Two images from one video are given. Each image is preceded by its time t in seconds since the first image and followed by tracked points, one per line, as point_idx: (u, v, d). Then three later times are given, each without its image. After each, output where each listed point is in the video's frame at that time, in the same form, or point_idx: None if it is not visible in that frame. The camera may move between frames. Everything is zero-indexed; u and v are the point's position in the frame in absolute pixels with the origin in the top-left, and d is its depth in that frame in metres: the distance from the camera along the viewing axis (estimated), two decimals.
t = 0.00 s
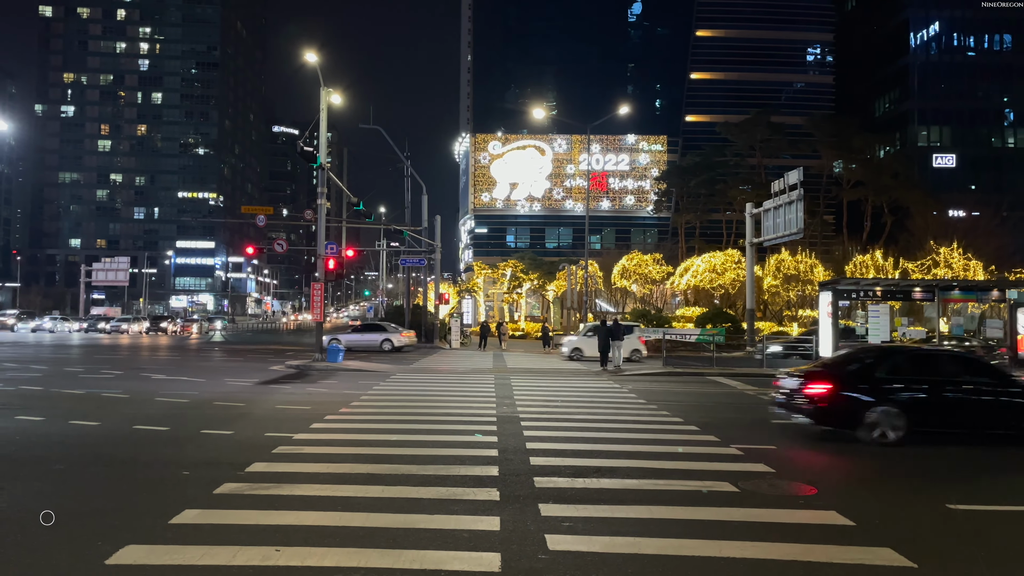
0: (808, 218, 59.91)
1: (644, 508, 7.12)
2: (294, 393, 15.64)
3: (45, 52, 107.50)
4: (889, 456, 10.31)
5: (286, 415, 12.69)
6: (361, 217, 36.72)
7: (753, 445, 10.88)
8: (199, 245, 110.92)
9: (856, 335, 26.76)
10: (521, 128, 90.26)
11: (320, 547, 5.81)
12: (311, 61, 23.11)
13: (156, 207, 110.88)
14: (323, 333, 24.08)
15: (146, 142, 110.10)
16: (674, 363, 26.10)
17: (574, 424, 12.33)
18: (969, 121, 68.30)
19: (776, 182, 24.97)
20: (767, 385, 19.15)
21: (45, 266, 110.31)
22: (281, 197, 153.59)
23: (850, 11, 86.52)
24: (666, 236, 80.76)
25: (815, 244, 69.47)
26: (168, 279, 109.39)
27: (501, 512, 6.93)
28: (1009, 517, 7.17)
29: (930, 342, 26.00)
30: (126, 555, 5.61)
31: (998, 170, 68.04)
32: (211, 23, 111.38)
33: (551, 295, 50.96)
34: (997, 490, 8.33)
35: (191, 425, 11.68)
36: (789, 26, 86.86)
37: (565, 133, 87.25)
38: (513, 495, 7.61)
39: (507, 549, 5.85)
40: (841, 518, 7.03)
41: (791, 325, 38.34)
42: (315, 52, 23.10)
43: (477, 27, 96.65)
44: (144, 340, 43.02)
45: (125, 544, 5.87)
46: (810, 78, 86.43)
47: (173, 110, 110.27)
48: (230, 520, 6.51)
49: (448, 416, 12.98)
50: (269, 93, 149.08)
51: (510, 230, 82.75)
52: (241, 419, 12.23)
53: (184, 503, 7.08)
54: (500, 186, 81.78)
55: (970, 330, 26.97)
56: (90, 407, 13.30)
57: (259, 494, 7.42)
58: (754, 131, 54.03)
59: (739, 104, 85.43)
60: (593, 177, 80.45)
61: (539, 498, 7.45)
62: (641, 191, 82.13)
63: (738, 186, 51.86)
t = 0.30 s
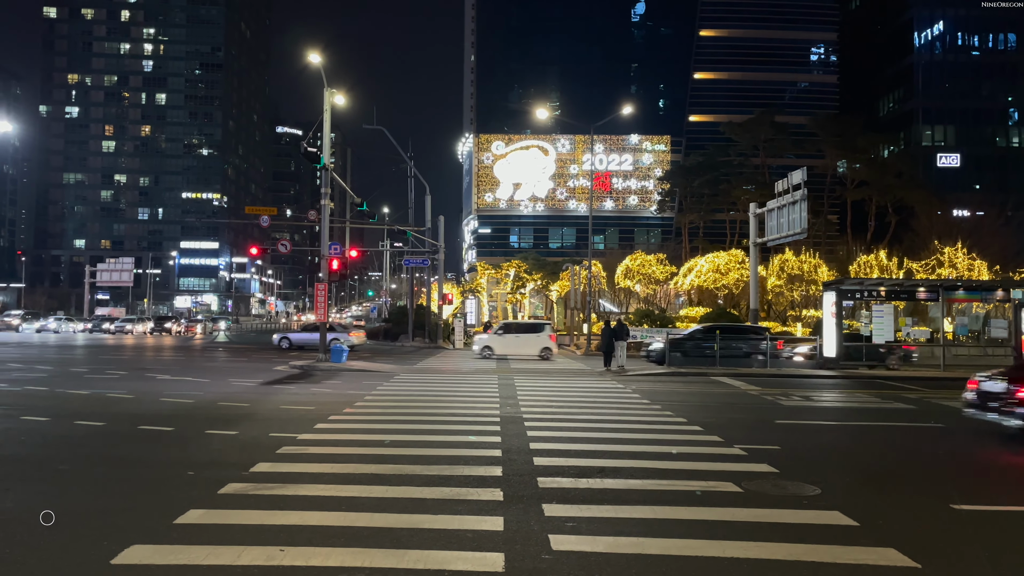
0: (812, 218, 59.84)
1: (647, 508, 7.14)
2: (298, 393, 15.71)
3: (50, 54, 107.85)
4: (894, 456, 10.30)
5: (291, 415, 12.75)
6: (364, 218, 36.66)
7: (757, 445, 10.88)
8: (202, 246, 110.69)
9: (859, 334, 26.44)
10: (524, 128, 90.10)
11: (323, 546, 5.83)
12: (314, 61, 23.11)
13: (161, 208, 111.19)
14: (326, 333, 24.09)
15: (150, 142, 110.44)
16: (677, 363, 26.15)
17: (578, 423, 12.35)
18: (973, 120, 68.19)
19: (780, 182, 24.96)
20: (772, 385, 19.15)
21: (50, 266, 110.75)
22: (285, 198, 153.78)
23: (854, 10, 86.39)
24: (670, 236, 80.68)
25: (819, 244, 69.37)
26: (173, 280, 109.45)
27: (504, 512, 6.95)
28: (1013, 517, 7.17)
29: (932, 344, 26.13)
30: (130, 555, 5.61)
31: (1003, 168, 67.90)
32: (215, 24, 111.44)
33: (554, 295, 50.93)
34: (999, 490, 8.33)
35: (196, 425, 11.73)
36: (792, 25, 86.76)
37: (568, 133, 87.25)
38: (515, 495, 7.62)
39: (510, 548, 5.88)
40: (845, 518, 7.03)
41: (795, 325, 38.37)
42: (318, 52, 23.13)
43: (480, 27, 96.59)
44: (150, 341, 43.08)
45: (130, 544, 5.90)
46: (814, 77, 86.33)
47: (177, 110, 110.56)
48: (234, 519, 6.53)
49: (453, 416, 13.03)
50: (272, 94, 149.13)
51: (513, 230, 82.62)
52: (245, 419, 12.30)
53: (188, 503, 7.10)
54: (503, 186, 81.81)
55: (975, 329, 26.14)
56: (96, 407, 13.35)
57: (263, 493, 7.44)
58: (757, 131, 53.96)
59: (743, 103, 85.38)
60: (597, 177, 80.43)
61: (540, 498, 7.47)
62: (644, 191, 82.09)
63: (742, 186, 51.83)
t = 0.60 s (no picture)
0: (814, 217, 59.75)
1: (650, 508, 7.14)
2: (301, 392, 15.76)
3: (52, 54, 107.80)
4: (896, 456, 10.29)
5: (293, 415, 12.77)
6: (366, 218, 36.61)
7: (759, 446, 10.91)
8: (205, 246, 110.70)
9: (862, 335, 26.59)
10: (526, 128, 89.97)
11: (326, 547, 5.84)
12: (316, 62, 23.14)
13: (163, 208, 111.40)
14: (329, 334, 24.08)
15: (153, 143, 110.68)
16: (680, 363, 26.14)
17: (580, 423, 12.38)
18: (976, 120, 68.15)
19: (783, 182, 24.96)
20: (774, 385, 19.12)
21: (53, 267, 110.95)
22: (287, 198, 153.82)
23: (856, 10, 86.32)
24: (672, 236, 80.65)
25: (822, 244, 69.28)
26: (176, 281, 108.95)
27: (507, 512, 6.96)
28: (1013, 517, 7.19)
29: (936, 344, 26.08)
30: (134, 555, 5.64)
31: (1005, 168, 68.00)
32: (217, 25, 111.51)
33: (557, 296, 50.88)
34: (1002, 490, 8.33)
35: (199, 425, 11.74)
36: (794, 25, 86.70)
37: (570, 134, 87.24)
38: (518, 496, 7.61)
39: (514, 549, 5.89)
40: (847, 518, 7.03)
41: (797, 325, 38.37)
42: (321, 53, 23.16)
43: (482, 27, 96.56)
44: (153, 341, 43.11)
45: (134, 543, 5.91)
46: (816, 76, 86.23)
47: (180, 111, 110.75)
48: (236, 520, 6.56)
49: (456, 415, 13.06)
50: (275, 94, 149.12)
51: (515, 230, 82.58)
52: (247, 420, 12.32)
53: (191, 503, 7.12)
54: (506, 186, 81.80)
55: (978, 329, 26.31)
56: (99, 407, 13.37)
57: (265, 493, 7.46)
58: (759, 131, 53.88)
59: (745, 103, 85.29)
60: (599, 177, 80.38)
61: (543, 498, 7.47)
62: (647, 191, 82.03)
63: (744, 186, 51.83)
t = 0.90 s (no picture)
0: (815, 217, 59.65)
1: (652, 508, 7.11)
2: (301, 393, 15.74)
3: (53, 54, 107.77)
4: (898, 455, 10.24)
5: (293, 416, 12.74)
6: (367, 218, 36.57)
7: (760, 445, 10.88)
8: (206, 246, 110.81)
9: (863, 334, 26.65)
10: (526, 128, 89.91)
11: (328, 547, 5.83)
12: (317, 62, 23.16)
13: (164, 208, 111.46)
14: (329, 335, 24.09)
15: (154, 143, 110.77)
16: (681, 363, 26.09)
17: (581, 424, 12.34)
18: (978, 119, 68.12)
19: (784, 181, 24.94)
20: (775, 385, 19.04)
21: (54, 267, 110.99)
22: (287, 198, 153.93)
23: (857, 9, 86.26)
24: (673, 236, 80.64)
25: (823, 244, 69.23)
26: (177, 280, 108.84)
27: (508, 512, 6.94)
28: (1015, 516, 7.17)
29: (937, 343, 25.98)
30: (135, 555, 5.63)
31: (1007, 167, 67.99)
32: (218, 25, 111.56)
33: (557, 295, 50.83)
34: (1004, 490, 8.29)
35: (200, 425, 11.70)
36: (795, 25, 86.66)
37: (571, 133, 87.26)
38: (519, 496, 7.59)
39: (514, 549, 5.87)
40: (849, 518, 7.01)
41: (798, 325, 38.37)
42: (321, 53, 23.17)
43: (483, 27, 96.51)
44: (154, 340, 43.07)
45: (135, 543, 5.90)
46: (817, 76, 86.16)
47: (181, 111, 110.80)
48: (238, 519, 6.55)
49: (457, 415, 13.03)
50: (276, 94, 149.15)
51: (516, 230, 82.71)
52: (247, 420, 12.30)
53: (192, 503, 7.11)
54: (506, 186, 81.77)
55: (979, 329, 26.40)
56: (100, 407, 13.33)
57: (266, 493, 7.45)
58: (760, 130, 53.79)
59: (746, 103, 85.23)
60: (599, 177, 80.31)
61: (544, 499, 7.45)
62: (647, 191, 82.00)
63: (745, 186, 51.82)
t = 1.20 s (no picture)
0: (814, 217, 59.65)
1: (651, 508, 7.11)
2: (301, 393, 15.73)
3: (52, 54, 107.67)
4: (898, 455, 10.24)
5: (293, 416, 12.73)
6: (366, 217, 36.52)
7: (761, 445, 10.86)
8: (205, 245, 110.55)
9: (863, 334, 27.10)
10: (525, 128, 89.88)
11: (328, 546, 5.83)
12: (317, 62, 23.14)
13: (163, 208, 111.48)
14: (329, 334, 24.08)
15: (153, 143, 110.73)
16: (681, 363, 26.08)
17: (580, 424, 12.32)
18: (977, 119, 68.16)
19: (783, 181, 24.95)
20: (774, 385, 19.00)
21: (53, 267, 111.04)
22: (287, 198, 154.03)
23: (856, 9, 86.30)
24: (673, 236, 80.61)
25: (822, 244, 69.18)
26: (176, 280, 108.77)
27: (506, 512, 6.94)
28: (1013, 516, 7.16)
29: (937, 343, 25.78)
30: (134, 555, 5.62)
31: (1006, 167, 68.04)
32: (218, 24, 111.49)
33: (557, 295, 50.83)
34: (1002, 490, 8.28)
35: (198, 425, 11.71)
36: (794, 25, 86.71)
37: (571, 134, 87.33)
38: (517, 496, 7.57)
39: (514, 548, 5.87)
40: (849, 518, 7.01)
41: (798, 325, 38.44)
42: (321, 53, 23.16)
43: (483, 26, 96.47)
44: (154, 340, 42.94)
45: (134, 543, 5.90)
46: (817, 76, 86.15)
47: (180, 111, 110.77)
48: (237, 519, 6.54)
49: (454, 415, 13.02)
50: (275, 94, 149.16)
51: (515, 230, 82.74)
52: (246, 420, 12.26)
53: (190, 503, 7.09)
54: (506, 186, 81.74)
55: (978, 328, 26.68)
56: (98, 407, 13.30)
57: (266, 493, 7.45)
58: (760, 130, 53.77)
59: (745, 102, 85.23)
60: (599, 176, 80.36)
61: (543, 499, 7.43)
62: (647, 191, 81.98)
63: (745, 186, 51.81)
